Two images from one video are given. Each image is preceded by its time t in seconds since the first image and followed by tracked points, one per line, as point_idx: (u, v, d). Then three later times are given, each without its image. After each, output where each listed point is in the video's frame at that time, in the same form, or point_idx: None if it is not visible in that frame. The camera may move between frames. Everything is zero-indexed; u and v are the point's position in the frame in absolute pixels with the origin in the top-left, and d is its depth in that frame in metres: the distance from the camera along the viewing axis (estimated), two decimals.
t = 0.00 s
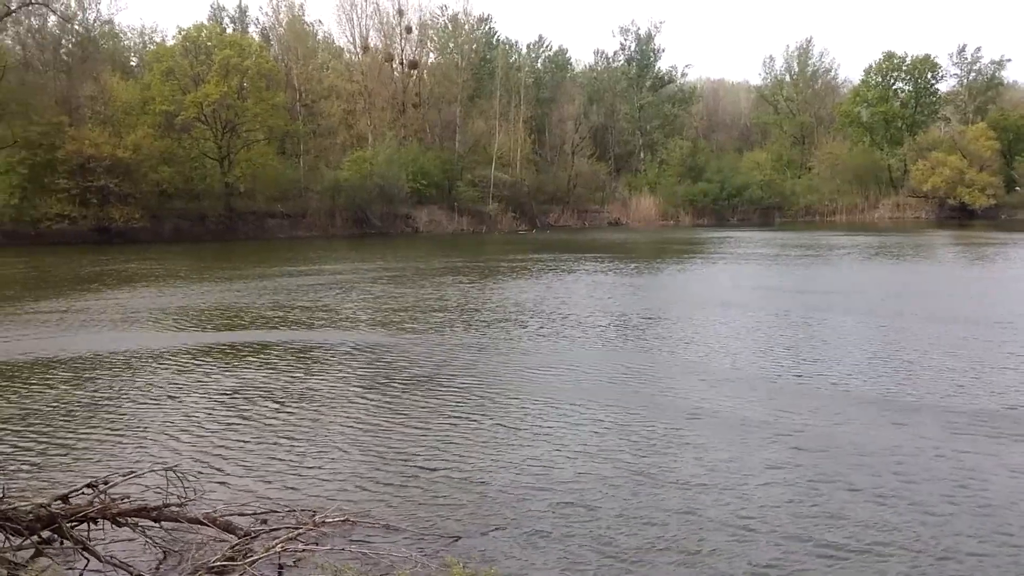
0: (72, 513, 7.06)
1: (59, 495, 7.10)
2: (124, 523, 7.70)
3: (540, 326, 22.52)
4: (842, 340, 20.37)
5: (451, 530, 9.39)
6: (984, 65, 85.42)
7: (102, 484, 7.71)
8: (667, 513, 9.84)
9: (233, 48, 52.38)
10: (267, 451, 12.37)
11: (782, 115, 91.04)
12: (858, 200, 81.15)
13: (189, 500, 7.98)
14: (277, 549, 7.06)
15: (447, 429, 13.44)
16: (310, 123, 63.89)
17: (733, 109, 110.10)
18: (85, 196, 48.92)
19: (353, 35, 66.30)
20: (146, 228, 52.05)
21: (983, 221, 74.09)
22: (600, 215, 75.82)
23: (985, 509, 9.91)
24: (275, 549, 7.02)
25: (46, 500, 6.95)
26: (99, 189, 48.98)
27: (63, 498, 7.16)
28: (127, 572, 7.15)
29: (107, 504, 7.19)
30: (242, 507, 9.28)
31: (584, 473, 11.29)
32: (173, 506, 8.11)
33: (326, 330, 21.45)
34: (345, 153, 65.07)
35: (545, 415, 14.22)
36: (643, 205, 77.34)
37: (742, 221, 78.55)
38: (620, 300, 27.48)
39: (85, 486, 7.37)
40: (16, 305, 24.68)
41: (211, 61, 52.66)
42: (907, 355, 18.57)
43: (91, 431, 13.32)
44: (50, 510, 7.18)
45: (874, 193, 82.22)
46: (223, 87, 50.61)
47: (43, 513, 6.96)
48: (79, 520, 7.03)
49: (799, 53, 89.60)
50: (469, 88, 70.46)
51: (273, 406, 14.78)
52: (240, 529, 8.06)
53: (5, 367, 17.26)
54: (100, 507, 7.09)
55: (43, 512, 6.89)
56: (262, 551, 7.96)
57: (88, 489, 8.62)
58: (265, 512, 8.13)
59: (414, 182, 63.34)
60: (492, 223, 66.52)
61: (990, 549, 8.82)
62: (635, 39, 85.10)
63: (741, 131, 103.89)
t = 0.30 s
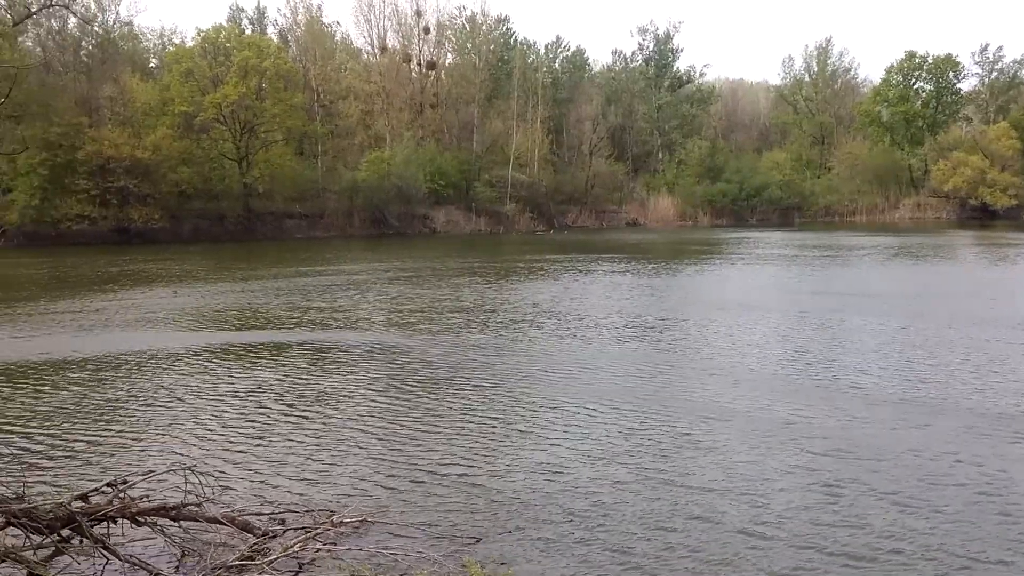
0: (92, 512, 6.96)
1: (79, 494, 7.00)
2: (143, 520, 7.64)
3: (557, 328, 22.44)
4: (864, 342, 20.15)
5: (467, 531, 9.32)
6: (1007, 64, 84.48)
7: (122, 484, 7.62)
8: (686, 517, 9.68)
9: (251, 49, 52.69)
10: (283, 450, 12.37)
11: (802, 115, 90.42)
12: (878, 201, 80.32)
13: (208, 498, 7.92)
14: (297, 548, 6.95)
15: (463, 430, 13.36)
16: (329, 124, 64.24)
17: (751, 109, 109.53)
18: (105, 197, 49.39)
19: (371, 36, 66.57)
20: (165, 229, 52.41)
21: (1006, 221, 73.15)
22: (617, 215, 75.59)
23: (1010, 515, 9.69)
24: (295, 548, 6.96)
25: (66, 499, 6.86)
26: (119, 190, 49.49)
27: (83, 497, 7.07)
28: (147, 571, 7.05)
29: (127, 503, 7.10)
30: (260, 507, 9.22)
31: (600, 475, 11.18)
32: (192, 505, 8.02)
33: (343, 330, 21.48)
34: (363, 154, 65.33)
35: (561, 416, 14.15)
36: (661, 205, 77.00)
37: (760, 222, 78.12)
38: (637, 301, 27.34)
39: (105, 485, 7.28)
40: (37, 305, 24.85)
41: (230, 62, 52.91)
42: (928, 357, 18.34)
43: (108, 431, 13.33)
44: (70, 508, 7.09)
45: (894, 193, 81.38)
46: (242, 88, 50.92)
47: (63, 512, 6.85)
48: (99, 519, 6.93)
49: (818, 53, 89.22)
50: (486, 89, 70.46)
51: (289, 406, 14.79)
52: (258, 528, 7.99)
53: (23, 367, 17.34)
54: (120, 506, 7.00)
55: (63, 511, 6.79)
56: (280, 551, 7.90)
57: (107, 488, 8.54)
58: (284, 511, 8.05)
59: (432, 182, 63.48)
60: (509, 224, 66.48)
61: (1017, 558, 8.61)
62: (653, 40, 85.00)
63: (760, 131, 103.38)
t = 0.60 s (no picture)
0: (112, 511, 6.99)
1: (99, 493, 7.02)
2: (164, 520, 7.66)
3: (574, 328, 22.40)
4: (884, 343, 19.98)
5: (485, 531, 9.31)
6: None
7: (142, 483, 7.64)
8: (705, 520, 9.63)
9: (270, 50, 53.00)
10: (302, 450, 12.41)
11: (821, 114, 89.74)
12: (899, 201, 79.44)
13: (228, 498, 7.94)
14: (316, 548, 6.95)
15: (480, 431, 13.32)
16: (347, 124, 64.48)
17: (771, 108, 108.94)
18: (125, 198, 49.82)
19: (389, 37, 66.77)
20: (185, 229, 52.78)
21: None
22: (636, 215, 75.35)
23: None
24: (315, 547, 6.96)
25: (87, 498, 6.88)
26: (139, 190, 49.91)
27: (103, 496, 7.10)
28: (168, 570, 7.06)
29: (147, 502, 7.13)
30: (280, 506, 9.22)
31: (619, 476, 11.14)
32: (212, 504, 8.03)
33: (361, 331, 21.54)
34: (381, 154, 65.54)
35: (579, 417, 14.11)
36: (679, 205, 76.62)
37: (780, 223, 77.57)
38: (655, 302, 27.25)
39: (125, 484, 7.30)
40: (58, 304, 25.09)
41: (249, 62, 53.15)
42: (950, 358, 18.15)
43: (128, 430, 13.42)
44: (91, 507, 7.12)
45: (915, 193, 80.48)
46: (260, 89, 51.17)
47: (84, 511, 6.88)
48: (119, 518, 6.95)
49: (838, 52, 88.67)
50: (504, 89, 70.40)
51: (308, 406, 14.84)
52: (277, 527, 8.00)
53: (41, 367, 17.46)
54: (141, 505, 7.02)
55: (83, 511, 6.81)
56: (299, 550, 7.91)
57: (128, 487, 8.56)
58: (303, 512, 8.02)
59: (449, 182, 63.53)
60: (527, 224, 66.37)
61: None
62: (672, 39, 84.78)
63: (779, 130, 102.78)
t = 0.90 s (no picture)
0: (135, 508, 7.14)
1: (122, 490, 7.17)
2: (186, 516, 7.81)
3: (590, 329, 22.48)
4: (902, 345, 19.92)
5: (502, 532, 9.40)
6: None
7: (164, 481, 7.81)
8: (721, 522, 9.69)
9: (289, 52, 53.43)
10: (320, 450, 12.58)
11: (841, 114, 89.13)
12: (920, 201, 78.71)
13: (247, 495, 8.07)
14: (334, 547, 7.07)
15: (496, 431, 13.46)
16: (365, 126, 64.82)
17: (790, 108, 108.38)
18: (147, 199, 50.35)
19: (407, 38, 67.04)
20: (205, 230, 53.25)
21: None
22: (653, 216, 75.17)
23: None
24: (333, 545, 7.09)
25: (110, 495, 7.03)
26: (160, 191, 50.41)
27: (127, 493, 7.26)
28: (188, 567, 7.20)
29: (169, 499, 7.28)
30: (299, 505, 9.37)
31: (634, 478, 11.22)
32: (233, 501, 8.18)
33: (379, 331, 21.71)
34: (398, 155, 65.80)
35: (595, 418, 14.19)
36: (697, 206, 76.34)
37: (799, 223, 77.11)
38: (671, 303, 27.25)
39: (148, 482, 7.46)
40: (81, 304, 25.44)
41: (269, 65, 53.49)
42: (969, 361, 18.09)
43: (150, 429, 13.63)
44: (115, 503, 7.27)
45: (936, 193, 79.69)
46: (280, 91, 51.61)
47: (108, 508, 7.04)
48: (141, 515, 7.10)
49: (858, 52, 88.06)
50: (522, 90, 70.44)
51: (326, 406, 15.02)
52: (297, 526, 8.14)
53: (64, 367, 17.73)
54: (162, 502, 7.18)
55: (107, 507, 6.96)
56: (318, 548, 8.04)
57: (151, 485, 8.73)
58: (322, 509, 8.17)
59: (466, 182, 63.70)
60: (544, 224, 66.40)
61: None
62: (690, 39, 84.55)
63: (798, 130, 102.21)
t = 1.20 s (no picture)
0: (157, 506, 7.23)
1: (144, 487, 7.27)
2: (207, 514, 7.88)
3: (607, 330, 22.50)
4: (924, 347, 19.73)
5: (520, 533, 9.44)
6: None
7: (185, 479, 7.91)
8: (739, 524, 9.69)
9: (308, 54, 53.75)
10: (340, 448, 12.70)
11: (860, 113, 88.60)
12: (941, 201, 78.01)
13: (267, 493, 8.16)
14: (355, 544, 7.12)
15: (513, 432, 13.51)
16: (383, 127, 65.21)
17: (809, 108, 107.84)
18: (167, 199, 50.79)
19: (425, 39, 67.24)
20: (224, 230, 53.64)
21: None
22: (671, 216, 75.03)
23: None
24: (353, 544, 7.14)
25: (132, 493, 7.12)
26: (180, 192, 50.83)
27: (149, 490, 7.33)
28: (209, 565, 7.29)
29: (190, 498, 7.38)
30: (318, 504, 9.47)
31: (651, 478, 11.25)
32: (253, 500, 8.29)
33: (397, 332, 21.81)
34: (416, 156, 66.09)
35: (612, 419, 14.22)
36: (715, 206, 76.02)
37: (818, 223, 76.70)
38: (689, 304, 27.21)
39: (169, 479, 7.54)
40: (103, 304, 25.73)
41: (288, 66, 53.77)
42: (991, 363, 17.92)
43: (170, 428, 13.79)
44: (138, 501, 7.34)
45: (958, 193, 78.92)
46: (299, 92, 51.90)
47: (130, 505, 7.14)
48: (163, 513, 7.20)
49: (878, 51, 87.52)
50: (540, 91, 70.46)
51: (344, 404, 15.14)
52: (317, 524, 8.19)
53: (86, 366, 17.95)
54: (184, 500, 7.28)
55: (129, 505, 7.06)
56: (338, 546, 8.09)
57: (172, 483, 8.84)
58: (341, 509, 8.25)
59: (484, 183, 63.81)
60: (561, 224, 66.42)
61: None
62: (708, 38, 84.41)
63: (817, 130, 101.70)
